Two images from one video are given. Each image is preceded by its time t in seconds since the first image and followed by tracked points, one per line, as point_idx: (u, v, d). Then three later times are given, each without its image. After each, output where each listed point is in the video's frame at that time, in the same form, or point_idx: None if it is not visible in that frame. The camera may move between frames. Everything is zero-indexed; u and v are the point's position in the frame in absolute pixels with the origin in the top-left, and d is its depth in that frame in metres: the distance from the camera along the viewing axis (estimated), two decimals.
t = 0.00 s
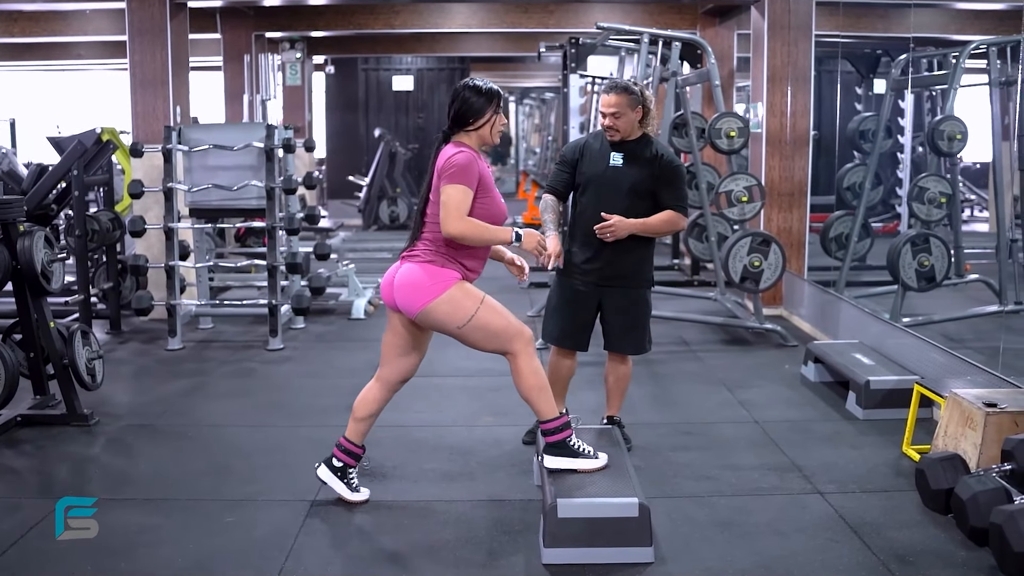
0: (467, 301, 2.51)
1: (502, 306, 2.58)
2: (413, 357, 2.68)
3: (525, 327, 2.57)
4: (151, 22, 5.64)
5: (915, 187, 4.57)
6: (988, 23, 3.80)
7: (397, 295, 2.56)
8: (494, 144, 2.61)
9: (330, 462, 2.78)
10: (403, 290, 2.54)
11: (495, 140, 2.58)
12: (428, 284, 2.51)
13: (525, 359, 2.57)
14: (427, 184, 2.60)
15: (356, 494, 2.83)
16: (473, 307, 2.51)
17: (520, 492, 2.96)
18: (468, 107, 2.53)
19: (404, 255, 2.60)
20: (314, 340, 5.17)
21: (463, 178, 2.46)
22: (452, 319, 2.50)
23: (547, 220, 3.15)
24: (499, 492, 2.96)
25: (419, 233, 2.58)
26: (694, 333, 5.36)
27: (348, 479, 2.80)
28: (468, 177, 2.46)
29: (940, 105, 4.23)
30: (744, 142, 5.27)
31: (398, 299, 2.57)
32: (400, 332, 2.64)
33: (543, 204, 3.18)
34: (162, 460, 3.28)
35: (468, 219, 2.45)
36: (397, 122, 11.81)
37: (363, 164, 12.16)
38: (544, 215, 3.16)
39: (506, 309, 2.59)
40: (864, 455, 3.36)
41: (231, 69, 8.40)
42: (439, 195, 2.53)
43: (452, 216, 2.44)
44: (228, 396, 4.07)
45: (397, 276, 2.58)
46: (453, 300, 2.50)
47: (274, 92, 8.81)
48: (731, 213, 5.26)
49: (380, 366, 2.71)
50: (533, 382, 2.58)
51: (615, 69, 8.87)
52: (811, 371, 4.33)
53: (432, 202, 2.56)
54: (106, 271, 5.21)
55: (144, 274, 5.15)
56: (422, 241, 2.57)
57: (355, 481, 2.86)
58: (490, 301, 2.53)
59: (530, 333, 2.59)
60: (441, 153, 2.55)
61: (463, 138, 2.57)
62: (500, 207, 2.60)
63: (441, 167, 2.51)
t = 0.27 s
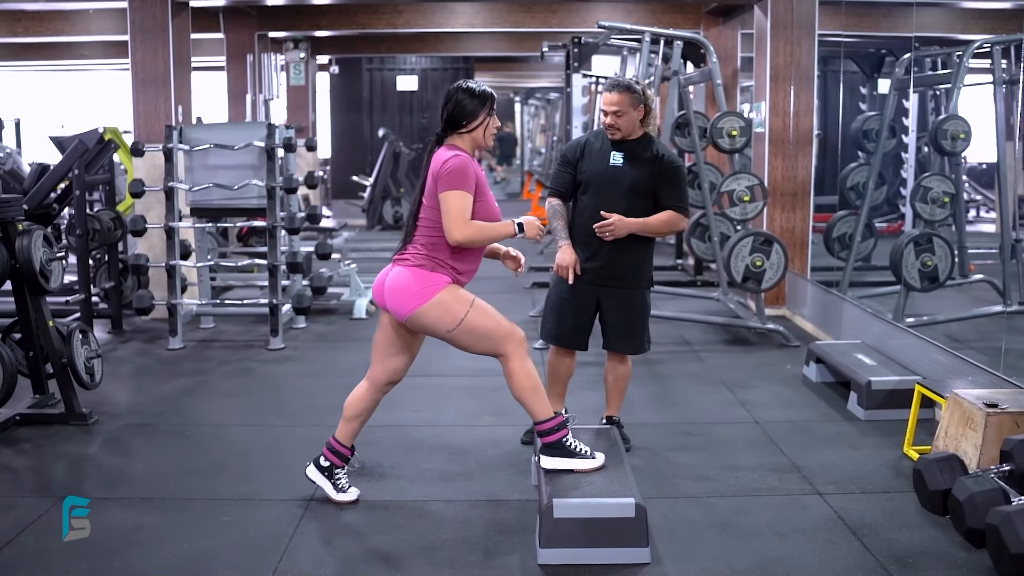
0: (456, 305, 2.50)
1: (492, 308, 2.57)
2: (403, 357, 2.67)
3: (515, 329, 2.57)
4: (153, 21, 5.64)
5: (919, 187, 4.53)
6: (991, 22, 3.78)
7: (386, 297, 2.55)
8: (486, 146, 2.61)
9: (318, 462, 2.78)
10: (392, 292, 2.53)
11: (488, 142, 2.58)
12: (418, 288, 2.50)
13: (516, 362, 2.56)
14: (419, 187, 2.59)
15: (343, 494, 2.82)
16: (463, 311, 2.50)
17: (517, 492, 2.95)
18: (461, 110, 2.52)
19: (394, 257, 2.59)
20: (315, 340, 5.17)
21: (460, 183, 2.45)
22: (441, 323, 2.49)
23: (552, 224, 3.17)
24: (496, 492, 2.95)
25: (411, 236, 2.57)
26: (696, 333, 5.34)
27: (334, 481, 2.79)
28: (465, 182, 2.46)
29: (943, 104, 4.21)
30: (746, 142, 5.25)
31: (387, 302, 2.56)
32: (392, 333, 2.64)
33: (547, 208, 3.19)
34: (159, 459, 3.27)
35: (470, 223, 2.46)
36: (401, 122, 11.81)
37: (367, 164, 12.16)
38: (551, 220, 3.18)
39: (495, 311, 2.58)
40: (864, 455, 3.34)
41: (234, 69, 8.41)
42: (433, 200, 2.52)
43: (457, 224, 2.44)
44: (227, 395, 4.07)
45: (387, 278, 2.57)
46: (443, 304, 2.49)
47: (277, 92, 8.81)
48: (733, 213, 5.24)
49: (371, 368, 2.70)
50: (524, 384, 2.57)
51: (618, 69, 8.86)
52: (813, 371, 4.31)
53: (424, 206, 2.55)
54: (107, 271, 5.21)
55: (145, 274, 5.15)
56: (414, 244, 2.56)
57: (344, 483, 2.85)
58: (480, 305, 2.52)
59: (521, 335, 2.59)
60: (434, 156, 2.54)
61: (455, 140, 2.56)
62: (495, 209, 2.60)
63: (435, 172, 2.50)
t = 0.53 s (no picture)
0: (464, 304, 2.49)
1: (500, 308, 2.56)
2: (409, 362, 2.67)
3: (523, 328, 2.56)
4: (162, 21, 5.65)
5: (929, 186, 4.50)
6: (1001, 21, 3.75)
7: (393, 298, 2.54)
8: (488, 145, 2.60)
9: (321, 468, 2.76)
10: (399, 293, 2.52)
11: (490, 141, 2.57)
12: (425, 288, 2.49)
13: (523, 361, 2.56)
14: (423, 188, 2.58)
15: (345, 495, 2.82)
16: (470, 311, 2.49)
17: (524, 493, 2.94)
18: (462, 110, 2.52)
19: (400, 258, 2.58)
20: (323, 339, 5.17)
21: (462, 186, 2.45)
22: (450, 322, 2.48)
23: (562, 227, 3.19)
24: (503, 492, 2.94)
25: (416, 237, 2.56)
26: (705, 334, 5.32)
27: (339, 484, 2.79)
28: (466, 184, 2.45)
29: (954, 103, 4.19)
30: (755, 141, 5.22)
31: (394, 302, 2.55)
32: (398, 335, 2.63)
33: (556, 210, 3.22)
34: (167, 458, 3.27)
35: (473, 225, 2.45)
36: (410, 122, 11.82)
37: (375, 163, 12.17)
38: (560, 223, 3.20)
39: (503, 311, 2.57)
40: (873, 456, 3.32)
41: (243, 69, 8.42)
42: (436, 203, 2.52)
43: (457, 229, 2.44)
44: (235, 394, 4.07)
45: (393, 280, 2.56)
46: (451, 303, 2.48)
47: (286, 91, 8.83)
48: (742, 213, 5.22)
49: (377, 370, 2.69)
50: (532, 384, 2.56)
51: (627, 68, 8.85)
52: (822, 372, 4.29)
53: (427, 209, 2.55)
54: (116, 270, 5.22)
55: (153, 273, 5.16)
56: (419, 246, 2.55)
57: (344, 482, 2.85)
58: (488, 305, 2.51)
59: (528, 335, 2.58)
60: (436, 159, 2.53)
61: (458, 140, 2.55)
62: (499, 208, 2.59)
63: (437, 175, 2.50)
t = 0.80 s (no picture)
0: (467, 307, 2.49)
1: (503, 311, 2.56)
2: (411, 363, 2.66)
3: (526, 331, 2.57)
4: (165, 22, 5.66)
5: (931, 188, 4.51)
6: (1003, 22, 3.76)
7: (396, 301, 2.54)
8: (488, 148, 2.60)
9: (320, 461, 2.78)
10: (403, 297, 2.53)
11: (490, 143, 2.57)
12: (429, 291, 2.49)
13: (527, 364, 2.56)
14: (424, 191, 2.58)
15: (345, 495, 2.83)
16: (474, 314, 2.49)
17: (529, 494, 2.94)
18: (462, 111, 2.51)
19: (403, 262, 2.58)
20: (325, 340, 5.17)
21: (471, 186, 2.46)
22: (453, 325, 2.48)
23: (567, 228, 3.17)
24: (507, 493, 2.94)
25: (420, 241, 2.56)
26: (707, 335, 5.33)
27: (335, 481, 2.80)
28: (476, 184, 2.47)
29: (956, 105, 4.20)
30: (758, 143, 5.23)
31: (397, 306, 2.55)
32: (399, 337, 2.62)
33: (561, 213, 3.18)
34: (171, 459, 3.28)
35: (492, 219, 2.46)
36: (411, 123, 11.83)
37: (376, 164, 12.18)
38: (564, 225, 3.17)
39: (506, 314, 2.57)
40: (876, 458, 3.32)
41: (245, 69, 8.41)
42: (443, 207, 2.52)
43: (481, 226, 2.45)
44: (238, 395, 4.08)
45: (397, 283, 2.57)
46: (454, 306, 2.49)
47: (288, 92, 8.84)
48: (744, 215, 5.23)
49: (378, 371, 2.69)
50: (536, 386, 2.57)
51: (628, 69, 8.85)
52: (825, 373, 4.30)
53: (431, 212, 2.55)
54: (118, 271, 5.23)
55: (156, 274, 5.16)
56: (423, 249, 2.56)
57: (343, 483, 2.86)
58: (491, 307, 2.52)
59: (532, 337, 2.58)
60: (438, 162, 2.54)
61: (457, 142, 2.55)
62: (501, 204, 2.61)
63: (442, 178, 2.51)
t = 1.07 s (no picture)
0: (470, 311, 2.51)
1: (505, 314, 2.58)
2: (412, 367, 2.68)
3: (529, 334, 2.58)
4: (163, 23, 5.66)
5: (925, 191, 4.56)
6: (998, 26, 3.80)
7: (398, 307, 2.56)
8: (486, 152, 2.62)
9: (321, 475, 2.79)
10: (405, 302, 2.54)
11: (487, 148, 2.58)
12: (432, 296, 2.51)
13: (529, 365, 2.57)
14: (423, 197, 2.59)
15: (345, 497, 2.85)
16: (476, 317, 2.51)
17: (531, 494, 2.96)
18: (460, 116, 2.53)
19: (404, 267, 2.59)
20: (324, 342, 5.18)
21: (473, 190, 2.48)
22: (456, 330, 2.50)
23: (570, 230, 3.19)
24: (510, 494, 2.96)
25: (420, 246, 2.57)
26: (704, 336, 5.36)
27: (339, 489, 2.81)
28: (477, 188, 2.49)
29: (950, 108, 4.23)
30: (755, 145, 5.27)
31: (399, 311, 2.56)
32: (401, 341, 2.64)
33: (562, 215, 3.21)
34: (173, 461, 3.28)
35: (496, 220, 2.49)
36: (406, 124, 11.84)
37: (371, 165, 12.19)
38: (565, 227, 3.19)
39: (509, 316, 2.59)
40: (875, 458, 3.35)
41: (242, 71, 8.42)
42: (444, 211, 2.53)
43: (489, 228, 2.47)
44: (238, 397, 4.09)
45: (399, 289, 2.58)
46: (457, 311, 2.51)
47: (284, 94, 8.85)
48: (741, 217, 5.26)
49: (379, 375, 2.70)
50: (539, 388, 2.58)
51: (624, 71, 8.88)
52: (822, 374, 4.33)
53: (430, 218, 2.56)
54: (116, 272, 5.24)
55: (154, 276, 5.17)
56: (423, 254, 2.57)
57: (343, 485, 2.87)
58: (493, 310, 2.54)
59: (535, 339, 2.59)
60: (436, 168, 2.55)
61: (455, 147, 2.57)
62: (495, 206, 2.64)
63: (442, 183, 2.52)
